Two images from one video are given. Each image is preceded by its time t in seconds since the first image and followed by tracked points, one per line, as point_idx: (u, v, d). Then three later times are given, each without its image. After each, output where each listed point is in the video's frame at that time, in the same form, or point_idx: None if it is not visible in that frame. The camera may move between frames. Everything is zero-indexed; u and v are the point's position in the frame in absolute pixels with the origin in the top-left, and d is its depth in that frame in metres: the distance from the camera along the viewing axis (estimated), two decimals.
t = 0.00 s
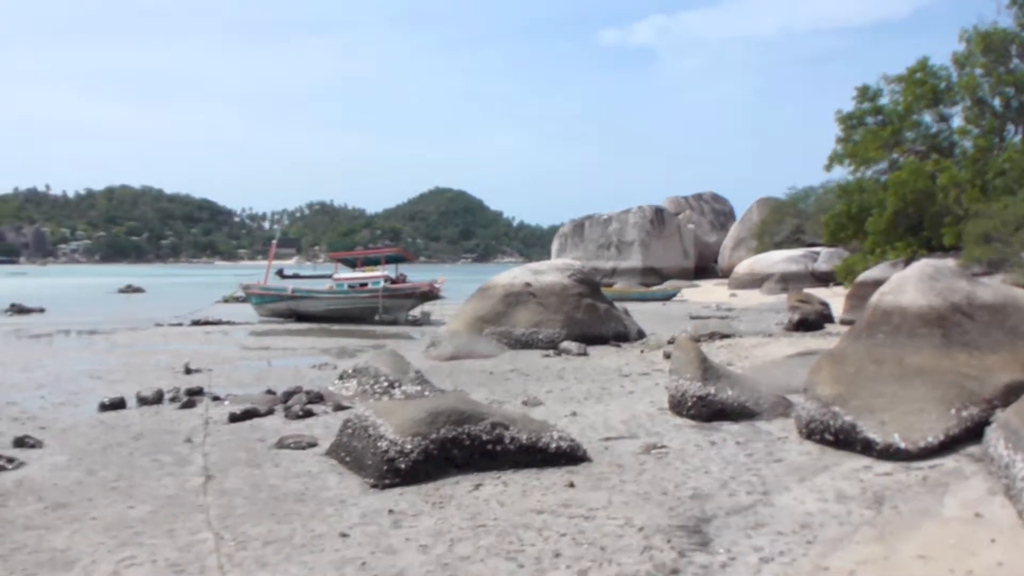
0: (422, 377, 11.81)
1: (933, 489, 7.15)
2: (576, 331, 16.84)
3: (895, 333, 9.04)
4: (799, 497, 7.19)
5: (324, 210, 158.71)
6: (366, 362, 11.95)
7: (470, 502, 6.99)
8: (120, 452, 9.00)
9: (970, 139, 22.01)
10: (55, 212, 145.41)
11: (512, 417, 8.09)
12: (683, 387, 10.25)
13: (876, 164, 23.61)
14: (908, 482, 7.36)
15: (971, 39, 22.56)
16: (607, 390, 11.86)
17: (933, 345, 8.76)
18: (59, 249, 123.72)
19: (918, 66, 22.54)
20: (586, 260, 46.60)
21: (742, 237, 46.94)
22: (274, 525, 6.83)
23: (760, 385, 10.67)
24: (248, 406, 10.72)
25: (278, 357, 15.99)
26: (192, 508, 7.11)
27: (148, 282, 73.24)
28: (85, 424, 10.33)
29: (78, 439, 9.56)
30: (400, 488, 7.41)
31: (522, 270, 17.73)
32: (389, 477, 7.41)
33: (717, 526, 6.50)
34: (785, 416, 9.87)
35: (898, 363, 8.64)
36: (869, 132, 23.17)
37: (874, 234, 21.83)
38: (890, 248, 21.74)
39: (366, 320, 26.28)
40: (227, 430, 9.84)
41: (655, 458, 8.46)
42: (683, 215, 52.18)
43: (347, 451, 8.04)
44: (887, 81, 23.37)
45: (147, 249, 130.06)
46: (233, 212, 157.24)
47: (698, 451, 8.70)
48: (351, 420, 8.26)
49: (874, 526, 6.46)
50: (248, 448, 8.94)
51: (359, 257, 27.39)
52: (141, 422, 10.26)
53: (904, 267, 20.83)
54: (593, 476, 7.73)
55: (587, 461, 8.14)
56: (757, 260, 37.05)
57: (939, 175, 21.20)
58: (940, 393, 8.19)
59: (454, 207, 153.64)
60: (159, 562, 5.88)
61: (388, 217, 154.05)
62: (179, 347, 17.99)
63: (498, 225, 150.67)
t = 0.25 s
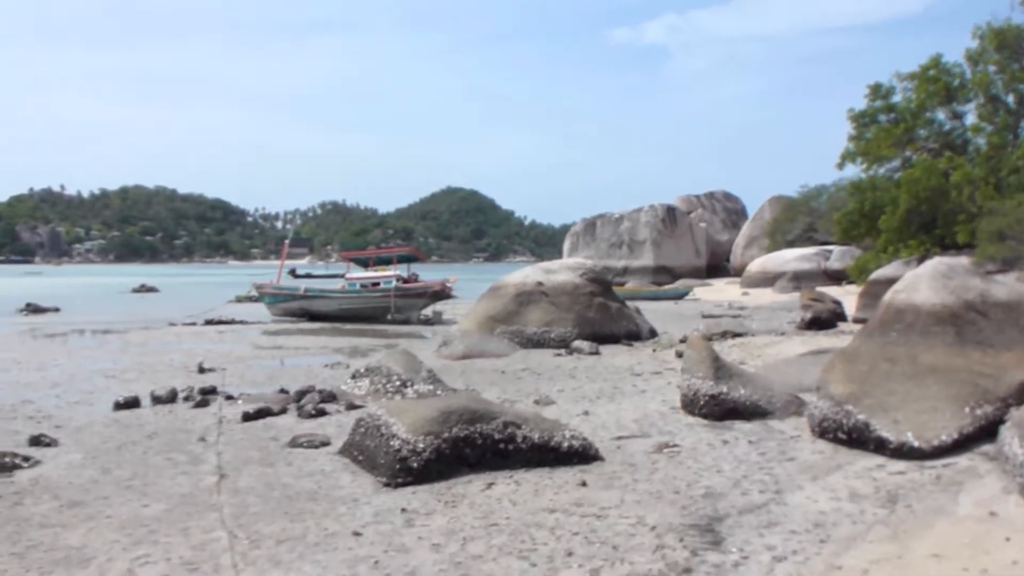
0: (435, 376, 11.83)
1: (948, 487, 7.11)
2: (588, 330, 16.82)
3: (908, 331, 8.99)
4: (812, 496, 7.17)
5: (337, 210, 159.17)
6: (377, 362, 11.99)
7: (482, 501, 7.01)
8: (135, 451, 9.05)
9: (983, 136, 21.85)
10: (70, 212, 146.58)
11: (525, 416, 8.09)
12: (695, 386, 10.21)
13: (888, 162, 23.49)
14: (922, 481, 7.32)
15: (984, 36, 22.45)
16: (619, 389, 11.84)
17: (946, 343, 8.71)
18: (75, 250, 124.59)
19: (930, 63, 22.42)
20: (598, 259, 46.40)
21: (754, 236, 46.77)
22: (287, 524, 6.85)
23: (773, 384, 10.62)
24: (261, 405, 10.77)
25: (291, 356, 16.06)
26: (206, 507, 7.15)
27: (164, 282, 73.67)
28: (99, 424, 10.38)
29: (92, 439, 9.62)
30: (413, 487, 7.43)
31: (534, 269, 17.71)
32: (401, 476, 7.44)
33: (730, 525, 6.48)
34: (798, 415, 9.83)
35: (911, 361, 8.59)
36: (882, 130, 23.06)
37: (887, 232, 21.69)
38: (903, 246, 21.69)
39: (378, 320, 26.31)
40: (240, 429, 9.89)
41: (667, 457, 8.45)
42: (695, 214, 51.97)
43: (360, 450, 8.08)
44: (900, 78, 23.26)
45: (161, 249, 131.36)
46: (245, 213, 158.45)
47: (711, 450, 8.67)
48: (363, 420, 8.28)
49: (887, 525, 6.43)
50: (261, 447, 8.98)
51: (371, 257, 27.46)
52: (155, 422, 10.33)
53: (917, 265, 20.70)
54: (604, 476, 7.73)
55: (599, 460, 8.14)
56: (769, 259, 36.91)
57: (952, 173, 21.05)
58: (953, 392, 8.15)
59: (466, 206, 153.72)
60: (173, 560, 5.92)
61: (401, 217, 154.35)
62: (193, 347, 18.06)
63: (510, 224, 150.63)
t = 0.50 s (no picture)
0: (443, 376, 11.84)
1: (957, 488, 7.09)
2: (596, 331, 16.81)
3: (917, 332, 8.93)
4: (821, 497, 7.15)
5: (346, 211, 159.43)
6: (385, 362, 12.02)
7: (490, 501, 7.01)
8: (144, 451, 9.09)
9: (994, 136, 21.73)
10: (81, 212, 147.24)
11: (533, 416, 8.09)
12: (703, 387, 10.19)
13: (898, 162, 23.40)
14: (932, 482, 7.30)
15: (995, 36, 22.33)
16: (627, 390, 11.83)
17: (956, 344, 8.68)
18: (85, 250, 125.12)
19: (941, 63, 22.28)
20: (606, 260, 46.34)
21: (763, 237, 46.66)
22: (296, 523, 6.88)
23: (781, 385, 10.60)
24: (269, 405, 10.80)
25: (300, 356, 16.11)
26: (215, 506, 7.17)
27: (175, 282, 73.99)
28: (108, 423, 10.43)
29: (102, 438, 9.66)
30: (421, 487, 7.44)
31: (542, 269, 17.70)
32: (410, 475, 7.44)
33: (738, 526, 6.47)
34: (806, 416, 9.81)
35: (921, 362, 8.55)
36: (892, 130, 22.98)
37: (896, 232, 21.59)
38: (912, 247, 21.55)
39: (386, 320, 26.35)
40: (249, 428, 9.93)
41: (675, 457, 8.44)
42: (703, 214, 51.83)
43: (368, 450, 8.09)
44: (910, 78, 23.17)
45: (170, 249, 131.87)
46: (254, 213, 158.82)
47: (719, 450, 8.67)
48: (372, 420, 8.30)
49: (897, 526, 6.41)
50: (270, 447, 9.00)
51: (380, 257, 27.51)
52: (164, 421, 10.37)
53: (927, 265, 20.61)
54: (613, 476, 7.73)
55: (607, 460, 8.14)
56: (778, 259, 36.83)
57: (962, 173, 20.95)
58: (963, 392, 8.13)
59: (475, 207, 153.76)
60: (182, 559, 5.94)
61: (410, 217, 154.53)
62: (202, 347, 18.12)
63: (518, 225, 150.59)
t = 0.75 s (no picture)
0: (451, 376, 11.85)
1: (967, 489, 7.05)
2: (604, 330, 16.79)
3: (927, 331, 8.87)
4: (831, 497, 7.12)
5: (356, 210, 159.62)
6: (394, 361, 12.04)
7: (499, 501, 7.01)
8: (153, 450, 9.12)
9: (1006, 135, 21.59)
10: (91, 212, 147.93)
11: (541, 416, 8.09)
12: (711, 386, 10.15)
13: (908, 161, 23.30)
14: (942, 482, 7.25)
15: (1006, 34, 22.21)
16: (635, 389, 11.81)
17: (967, 343, 8.64)
18: (95, 250, 125.71)
19: (952, 61, 22.18)
20: (615, 259, 46.31)
21: (772, 236, 46.53)
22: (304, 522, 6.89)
23: (790, 385, 10.56)
24: (278, 405, 10.82)
25: (309, 356, 16.15)
26: (224, 505, 7.19)
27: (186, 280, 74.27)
28: (118, 422, 10.47)
29: (112, 437, 9.70)
30: (429, 486, 7.44)
31: (550, 269, 17.68)
32: (418, 475, 7.45)
33: (747, 526, 6.45)
34: (816, 416, 9.78)
35: (931, 361, 8.50)
36: (902, 129, 22.90)
37: (907, 231, 21.44)
38: (921, 246, 21.28)
39: (394, 320, 26.37)
40: (258, 428, 9.96)
41: (684, 457, 8.43)
42: (712, 214, 51.67)
43: (377, 449, 8.10)
44: (920, 77, 23.07)
45: (179, 249, 132.37)
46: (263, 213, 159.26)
47: (728, 450, 8.64)
48: (380, 419, 8.31)
49: (906, 527, 6.38)
50: (279, 446, 9.02)
51: (388, 257, 27.53)
52: (174, 421, 10.40)
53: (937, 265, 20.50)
54: (621, 475, 7.72)
55: (615, 460, 8.13)
56: (787, 258, 36.71)
57: (973, 172, 20.83)
58: (974, 392, 8.09)
59: (483, 206, 153.80)
60: (191, 558, 5.96)
61: (419, 217, 154.71)
62: (211, 346, 18.17)
63: (527, 224, 150.51)
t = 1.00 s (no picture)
0: (458, 376, 11.86)
1: (977, 488, 7.02)
2: (612, 330, 16.78)
3: (936, 330, 8.83)
4: (839, 497, 7.10)
5: (363, 211, 159.90)
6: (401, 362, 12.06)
7: (507, 501, 7.02)
8: (162, 450, 9.16)
9: (1014, 132, 21.44)
10: (99, 215, 148.78)
11: (549, 416, 8.09)
12: (719, 386, 10.14)
13: (916, 159, 23.20)
14: (951, 482, 7.23)
15: (1014, 31, 22.07)
16: (643, 389, 11.80)
17: (976, 342, 8.60)
18: (104, 252, 126.46)
19: (960, 59, 22.11)
20: (622, 259, 46.30)
21: (779, 235, 46.42)
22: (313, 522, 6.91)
23: (798, 384, 10.54)
24: (286, 405, 10.85)
25: (317, 356, 16.19)
26: (233, 505, 7.21)
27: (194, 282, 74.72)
28: (127, 423, 10.52)
29: (122, 438, 9.75)
30: (438, 486, 7.45)
31: (557, 268, 17.68)
32: (426, 475, 7.45)
33: (756, 526, 6.44)
34: (824, 415, 9.76)
35: (940, 360, 8.47)
36: (910, 128, 22.84)
37: (914, 230, 21.44)
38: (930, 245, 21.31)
39: (402, 320, 26.38)
40: (266, 428, 9.99)
41: (692, 457, 8.42)
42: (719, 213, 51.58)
43: (385, 450, 8.11)
44: (928, 74, 22.99)
45: (188, 251, 132.94)
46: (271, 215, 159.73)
47: (736, 450, 8.63)
48: (388, 419, 8.33)
49: (916, 526, 6.36)
50: (287, 447, 9.04)
51: (395, 257, 27.56)
52: (183, 421, 10.44)
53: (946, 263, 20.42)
54: (629, 475, 7.71)
55: (623, 460, 8.12)
56: (795, 257, 36.63)
57: (981, 170, 20.71)
58: (983, 392, 8.06)
59: (490, 207, 153.88)
60: (201, 558, 5.98)
61: (426, 217, 154.97)
62: (219, 347, 18.24)
63: (533, 224, 150.49)
